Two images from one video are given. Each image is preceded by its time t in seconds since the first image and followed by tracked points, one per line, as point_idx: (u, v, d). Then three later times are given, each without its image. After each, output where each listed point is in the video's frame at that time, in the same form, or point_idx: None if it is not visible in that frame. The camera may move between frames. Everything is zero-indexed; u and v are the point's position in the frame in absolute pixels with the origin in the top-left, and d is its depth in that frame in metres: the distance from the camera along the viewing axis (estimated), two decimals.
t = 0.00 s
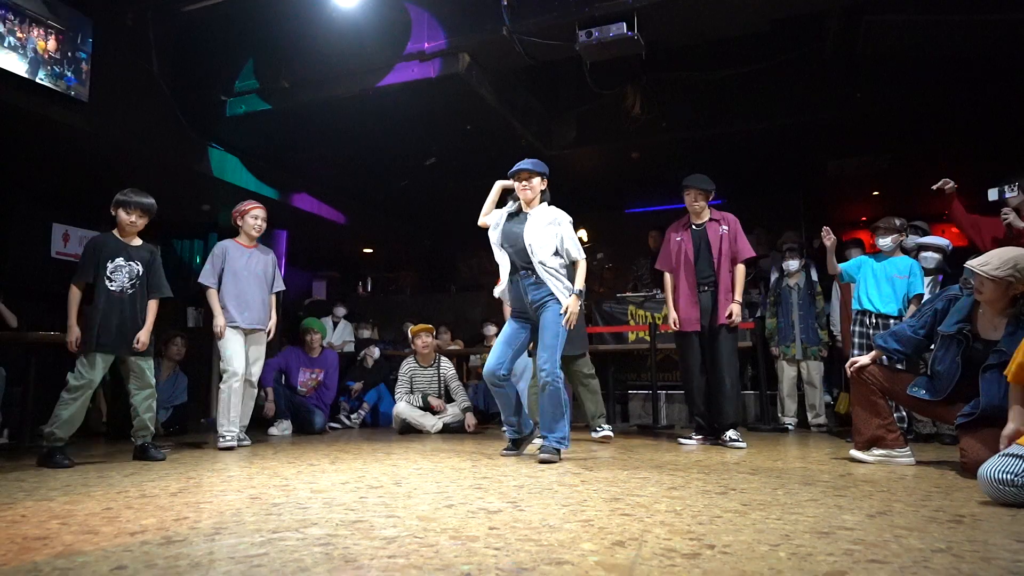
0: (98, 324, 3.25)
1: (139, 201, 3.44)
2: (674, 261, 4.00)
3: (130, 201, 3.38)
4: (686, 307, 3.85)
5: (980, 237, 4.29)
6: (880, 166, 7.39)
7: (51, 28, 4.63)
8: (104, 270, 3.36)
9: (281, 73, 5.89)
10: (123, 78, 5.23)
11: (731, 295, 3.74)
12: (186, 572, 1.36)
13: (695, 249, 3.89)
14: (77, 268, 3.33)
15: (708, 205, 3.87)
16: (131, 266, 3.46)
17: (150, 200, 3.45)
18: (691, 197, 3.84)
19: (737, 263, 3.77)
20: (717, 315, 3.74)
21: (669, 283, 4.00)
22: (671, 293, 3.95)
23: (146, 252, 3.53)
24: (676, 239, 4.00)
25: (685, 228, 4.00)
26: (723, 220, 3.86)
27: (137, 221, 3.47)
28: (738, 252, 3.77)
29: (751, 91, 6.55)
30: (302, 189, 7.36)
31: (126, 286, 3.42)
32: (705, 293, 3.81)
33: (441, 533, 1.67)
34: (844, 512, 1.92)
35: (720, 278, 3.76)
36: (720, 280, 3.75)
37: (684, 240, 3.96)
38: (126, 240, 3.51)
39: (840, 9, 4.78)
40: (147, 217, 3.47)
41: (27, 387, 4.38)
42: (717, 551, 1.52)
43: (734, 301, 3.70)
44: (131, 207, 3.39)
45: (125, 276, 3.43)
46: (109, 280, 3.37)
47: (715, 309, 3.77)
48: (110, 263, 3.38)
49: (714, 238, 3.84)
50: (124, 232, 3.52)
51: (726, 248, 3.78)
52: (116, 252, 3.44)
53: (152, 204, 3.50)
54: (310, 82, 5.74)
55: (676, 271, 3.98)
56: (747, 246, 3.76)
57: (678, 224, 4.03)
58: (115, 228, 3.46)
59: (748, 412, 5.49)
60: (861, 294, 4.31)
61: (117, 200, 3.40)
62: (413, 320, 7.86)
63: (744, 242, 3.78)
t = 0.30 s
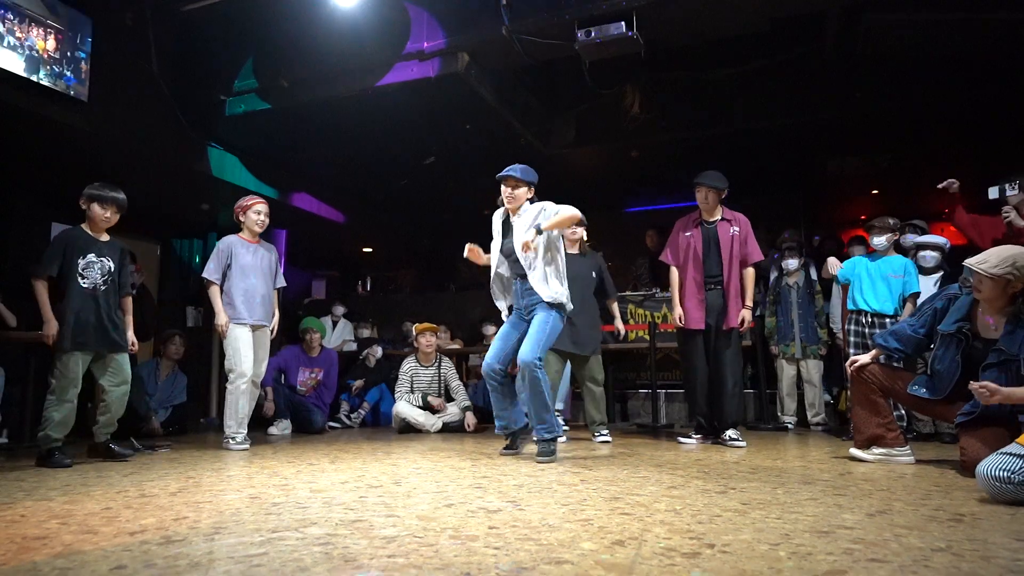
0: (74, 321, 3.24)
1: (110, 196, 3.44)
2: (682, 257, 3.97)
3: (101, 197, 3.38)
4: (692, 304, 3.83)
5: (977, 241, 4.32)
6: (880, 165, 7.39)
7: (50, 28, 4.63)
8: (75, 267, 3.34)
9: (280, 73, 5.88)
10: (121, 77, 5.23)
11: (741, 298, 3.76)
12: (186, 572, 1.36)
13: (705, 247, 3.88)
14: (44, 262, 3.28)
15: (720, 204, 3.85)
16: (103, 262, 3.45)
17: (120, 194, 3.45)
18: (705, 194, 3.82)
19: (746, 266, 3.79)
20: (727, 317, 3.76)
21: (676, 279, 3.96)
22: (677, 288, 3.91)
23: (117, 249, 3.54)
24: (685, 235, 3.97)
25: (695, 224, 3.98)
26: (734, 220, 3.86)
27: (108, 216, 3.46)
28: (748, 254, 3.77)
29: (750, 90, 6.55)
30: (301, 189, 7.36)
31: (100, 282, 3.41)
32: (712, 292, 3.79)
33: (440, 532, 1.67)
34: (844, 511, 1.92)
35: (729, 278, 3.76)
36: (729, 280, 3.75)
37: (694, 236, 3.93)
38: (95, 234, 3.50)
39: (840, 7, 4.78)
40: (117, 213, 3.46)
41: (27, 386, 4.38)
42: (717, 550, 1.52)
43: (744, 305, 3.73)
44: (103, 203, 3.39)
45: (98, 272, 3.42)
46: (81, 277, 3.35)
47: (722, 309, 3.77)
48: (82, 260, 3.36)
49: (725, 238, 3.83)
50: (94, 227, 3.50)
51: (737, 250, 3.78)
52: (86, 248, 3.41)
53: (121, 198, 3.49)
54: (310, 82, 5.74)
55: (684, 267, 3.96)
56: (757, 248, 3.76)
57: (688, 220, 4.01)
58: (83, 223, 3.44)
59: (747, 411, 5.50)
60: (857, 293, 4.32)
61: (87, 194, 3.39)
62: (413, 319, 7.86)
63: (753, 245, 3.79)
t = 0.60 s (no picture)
0: (82, 322, 3.27)
1: (111, 199, 3.47)
2: (688, 254, 3.94)
3: (105, 201, 3.40)
4: (695, 302, 3.80)
5: (971, 250, 4.41)
6: (880, 165, 7.39)
7: (50, 29, 4.64)
8: (82, 265, 3.35)
9: (280, 73, 5.88)
10: (120, 79, 5.23)
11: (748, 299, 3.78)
12: (186, 573, 1.37)
13: (711, 246, 3.88)
14: (48, 268, 3.21)
15: (728, 202, 3.85)
16: (104, 260, 3.47)
17: (121, 198, 3.48)
18: (713, 192, 3.82)
19: (754, 267, 3.79)
20: (733, 317, 3.76)
21: (679, 277, 3.93)
22: (681, 286, 3.90)
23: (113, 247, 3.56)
24: (691, 233, 3.97)
25: (702, 223, 3.97)
26: (742, 221, 3.85)
27: (107, 219, 3.48)
28: (755, 256, 3.78)
29: (750, 91, 6.55)
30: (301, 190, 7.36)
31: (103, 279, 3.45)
32: (716, 291, 3.79)
33: (440, 534, 1.67)
34: (845, 513, 1.92)
35: (734, 279, 3.75)
36: (734, 280, 3.75)
37: (700, 234, 3.93)
38: (90, 232, 3.46)
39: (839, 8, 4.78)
40: (118, 216, 3.48)
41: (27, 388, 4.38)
42: (717, 552, 1.51)
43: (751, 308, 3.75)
44: (106, 206, 3.41)
45: (102, 268, 3.45)
46: (88, 276, 3.36)
47: (725, 308, 3.77)
48: (88, 257, 3.38)
49: (731, 238, 3.83)
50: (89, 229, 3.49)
51: (744, 251, 3.78)
52: (87, 247, 3.41)
53: (119, 201, 3.52)
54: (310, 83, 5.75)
55: (689, 264, 3.94)
56: (764, 250, 3.77)
57: (695, 218, 4.02)
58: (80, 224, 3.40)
59: (748, 412, 5.50)
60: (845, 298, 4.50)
61: (88, 197, 3.40)
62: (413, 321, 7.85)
63: (761, 246, 3.80)
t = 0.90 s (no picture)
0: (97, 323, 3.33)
1: (121, 204, 3.46)
2: (688, 256, 3.98)
3: (118, 206, 3.40)
4: (699, 302, 3.80)
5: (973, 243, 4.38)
6: (879, 165, 7.41)
7: (50, 30, 4.65)
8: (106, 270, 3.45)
9: (279, 74, 5.87)
10: (120, 79, 5.23)
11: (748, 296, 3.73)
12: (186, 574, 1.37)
13: (710, 246, 3.88)
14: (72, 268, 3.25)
15: (727, 201, 3.85)
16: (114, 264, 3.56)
17: (131, 202, 3.48)
18: (711, 191, 3.83)
19: (753, 264, 3.75)
20: (734, 315, 3.73)
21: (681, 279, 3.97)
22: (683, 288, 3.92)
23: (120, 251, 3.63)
24: (690, 235, 3.99)
25: (702, 224, 3.99)
26: (741, 219, 3.85)
27: (116, 223, 3.47)
28: (755, 252, 3.75)
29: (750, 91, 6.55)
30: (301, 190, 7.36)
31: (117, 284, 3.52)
32: (717, 291, 3.80)
33: (440, 534, 1.67)
34: (845, 513, 1.92)
35: (735, 278, 3.76)
36: (734, 279, 3.75)
37: (699, 235, 3.95)
38: (99, 234, 3.45)
39: (839, 8, 4.77)
40: (128, 221, 3.49)
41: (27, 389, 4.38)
42: (717, 552, 1.52)
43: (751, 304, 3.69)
44: (118, 210, 3.42)
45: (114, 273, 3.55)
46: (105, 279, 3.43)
47: (725, 308, 3.77)
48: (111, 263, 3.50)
49: (730, 237, 3.83)
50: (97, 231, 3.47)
51: (743, 248, 3.77)
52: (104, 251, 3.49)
53: (129, 205, 3.51)
54: (310, 83, 5.75)
55: (690, 266, 3.97)
56: (764, 246, 3.74)
57: (694, 219, 4.03)
58: (89, 226, 3.38)
59: (747, 412, 5.50)
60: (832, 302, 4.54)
61: (99, 201, 3.39)
62: (413, 321, 7.86)
63: (760, 242, 3.76)
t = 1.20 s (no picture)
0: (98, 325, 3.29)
1: (132, 204, 3.47)
2: (688, 261, 3.99)
3: (127, 206, 3.41)
4: (700, 305, 3.82)
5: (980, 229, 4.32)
6: (883, 165, 7.35)
7: (55, 32, 4.68)
8: (97, 272, 3.36)
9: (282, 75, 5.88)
10: (124, 81, 5.25)
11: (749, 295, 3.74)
12: (191, 573, 1.37)
13: (708, 248, 3.89)
14: (69, 272, 3.27)
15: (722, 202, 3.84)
16: (121, 267, 3.48)
17: (142, 203, 3.48)
18: (705, 194, 3.83)
19: (753, 263, 3.76)
20: (736, 315, 3.74)
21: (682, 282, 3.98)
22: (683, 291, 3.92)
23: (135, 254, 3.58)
24: (688, 239, 3.99)
25: (698, 227, 3.99)
26: (737, 219, 3.84)
27: (127, 224, 3.49)
28: (754, 252, 3.75)
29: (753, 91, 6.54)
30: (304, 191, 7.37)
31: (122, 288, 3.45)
32: (719, 293, 3.80)
33: (444, 535, 1.68)
34: (849, 514, 1.92)
35: (736, 279, 3.76)
36: (735, 278, 3.75)
37: (696, 239, 3.95)
38: (111, 238, 3.50)
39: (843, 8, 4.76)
40: (139, 221, 3.49)
41: (32, 389, 4.40)
42: (721, 553, 1.52)
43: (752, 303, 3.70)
44: (128, 210, 3.42)
45: (117, 277, 3.44)
46: (105, 282, 3.37)
47: (728, 309, 3.77)
48: (102, 265, 3.38)
49: (727, 238, 3.82)
50: (110, 232, 3.50)
51: (741, 248, 3.77)
52: (102, 253, 3.42)
53: (140, 205, 3.51)
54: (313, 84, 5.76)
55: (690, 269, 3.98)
56: (763, 244, 3.74)
57: (690, 224, 4.03)
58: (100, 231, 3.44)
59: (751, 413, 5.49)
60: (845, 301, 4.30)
61: (109, 202, 3.40)
62: (416, 321, 7.87)
63: (758, 241, 3.76)
